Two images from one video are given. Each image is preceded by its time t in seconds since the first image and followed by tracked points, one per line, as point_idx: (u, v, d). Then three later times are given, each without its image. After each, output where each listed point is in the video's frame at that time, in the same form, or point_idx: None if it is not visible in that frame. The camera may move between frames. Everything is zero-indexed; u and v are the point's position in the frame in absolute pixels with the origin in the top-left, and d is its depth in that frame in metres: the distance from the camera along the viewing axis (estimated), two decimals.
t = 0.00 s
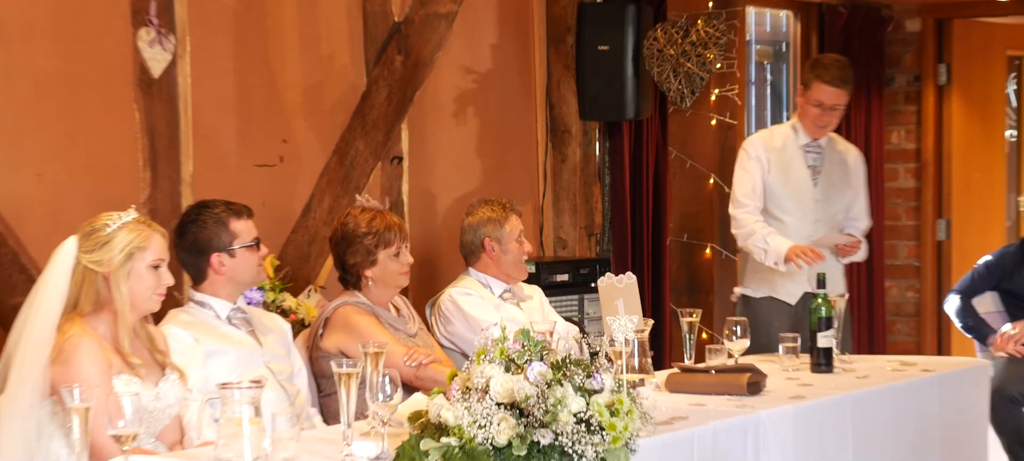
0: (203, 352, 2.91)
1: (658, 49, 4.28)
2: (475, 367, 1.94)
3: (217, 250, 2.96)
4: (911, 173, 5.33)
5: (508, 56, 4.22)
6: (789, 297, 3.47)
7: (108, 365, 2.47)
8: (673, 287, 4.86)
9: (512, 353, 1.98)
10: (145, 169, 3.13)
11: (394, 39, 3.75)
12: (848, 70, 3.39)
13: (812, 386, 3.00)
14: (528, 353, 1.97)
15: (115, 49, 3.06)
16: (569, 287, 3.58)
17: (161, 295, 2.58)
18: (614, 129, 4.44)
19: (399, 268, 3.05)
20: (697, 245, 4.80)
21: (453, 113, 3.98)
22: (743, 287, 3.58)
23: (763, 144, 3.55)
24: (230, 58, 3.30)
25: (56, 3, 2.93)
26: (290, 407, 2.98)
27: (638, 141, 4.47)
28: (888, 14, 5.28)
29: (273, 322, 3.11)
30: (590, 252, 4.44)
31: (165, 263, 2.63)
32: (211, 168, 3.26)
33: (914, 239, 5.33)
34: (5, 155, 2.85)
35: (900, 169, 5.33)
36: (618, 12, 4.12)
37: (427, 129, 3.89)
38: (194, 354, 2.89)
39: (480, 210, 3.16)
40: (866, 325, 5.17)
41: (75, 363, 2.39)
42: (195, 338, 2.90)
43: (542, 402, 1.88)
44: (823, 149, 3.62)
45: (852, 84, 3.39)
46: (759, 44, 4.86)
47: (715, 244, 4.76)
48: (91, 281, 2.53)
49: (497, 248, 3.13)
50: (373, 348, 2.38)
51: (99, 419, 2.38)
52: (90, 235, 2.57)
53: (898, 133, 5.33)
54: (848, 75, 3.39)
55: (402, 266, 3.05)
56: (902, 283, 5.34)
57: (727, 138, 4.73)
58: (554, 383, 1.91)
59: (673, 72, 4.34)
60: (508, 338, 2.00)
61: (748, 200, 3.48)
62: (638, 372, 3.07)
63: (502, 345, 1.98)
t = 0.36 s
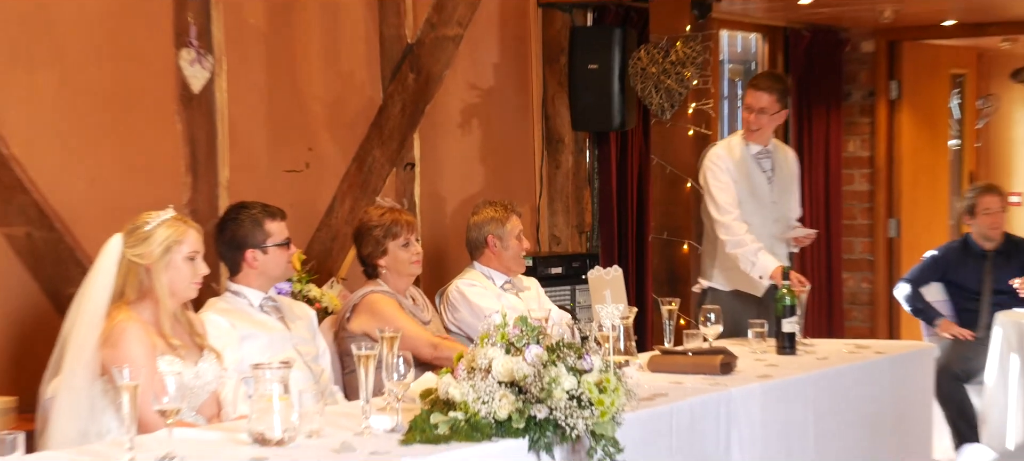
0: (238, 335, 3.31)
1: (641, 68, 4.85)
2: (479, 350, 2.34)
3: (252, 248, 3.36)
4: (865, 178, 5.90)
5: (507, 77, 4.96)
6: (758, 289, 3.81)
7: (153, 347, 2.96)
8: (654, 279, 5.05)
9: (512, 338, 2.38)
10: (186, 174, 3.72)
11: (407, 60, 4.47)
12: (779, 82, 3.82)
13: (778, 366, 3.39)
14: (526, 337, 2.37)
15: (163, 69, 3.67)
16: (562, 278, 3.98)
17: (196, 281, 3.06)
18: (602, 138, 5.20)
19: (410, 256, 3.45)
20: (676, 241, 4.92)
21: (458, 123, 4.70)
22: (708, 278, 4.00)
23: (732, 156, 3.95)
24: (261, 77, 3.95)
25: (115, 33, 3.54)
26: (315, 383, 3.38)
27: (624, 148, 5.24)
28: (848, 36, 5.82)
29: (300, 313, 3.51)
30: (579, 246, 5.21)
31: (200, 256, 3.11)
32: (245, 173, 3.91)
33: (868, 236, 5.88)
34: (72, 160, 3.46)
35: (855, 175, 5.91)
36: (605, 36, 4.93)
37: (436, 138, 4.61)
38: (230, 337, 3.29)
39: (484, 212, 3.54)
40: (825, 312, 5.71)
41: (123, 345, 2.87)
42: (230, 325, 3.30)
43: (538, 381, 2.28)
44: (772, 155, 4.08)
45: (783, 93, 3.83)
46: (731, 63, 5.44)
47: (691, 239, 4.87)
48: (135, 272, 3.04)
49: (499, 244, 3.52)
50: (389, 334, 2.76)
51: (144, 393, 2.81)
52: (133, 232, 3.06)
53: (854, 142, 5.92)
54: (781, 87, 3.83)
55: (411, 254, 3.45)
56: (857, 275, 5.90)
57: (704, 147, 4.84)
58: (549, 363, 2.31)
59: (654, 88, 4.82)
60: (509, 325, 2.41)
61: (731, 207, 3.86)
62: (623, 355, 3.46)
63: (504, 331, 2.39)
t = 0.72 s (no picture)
0: (262, 324, 3.63)
1: (630, 79, 5.23)
2: (482, 338, 2.67)
3: (277, 244, 3.69)
4: (834, 180, 6.72)
5: (509, 88, 5.44)
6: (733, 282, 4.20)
7: (186, 336, 3.29)
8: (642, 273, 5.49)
9: (513, 325, 2.71)
10: (215, 177, 4.09)
11: (416, 73, 4.89)
12: (753, 94, 4.16)
13: (755, 352, 3.72)
14: (525, 325, 2.69)
15: (194, 81, 4.02)
16: (559, 272, 4.32)
17: (225, 273, 3.41)
18: (594, 144, 5.68)
19: (427, 252, 3.76)
20: (661, 238, 5.40)
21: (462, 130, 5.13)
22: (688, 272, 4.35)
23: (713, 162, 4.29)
24: (281, 87, 4.32)
25: (151, 47, 3.89)
26: (333, 368, 3.70)
27: (614, 152, 5.71)
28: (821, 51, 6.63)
29: (319, 305, 3.82)
30: (575, 243, 5.74)
31: (227, 250, 3.45)
32: (268, 175, 4.28)
33: (838, 233, 6.69)
34: (112, 163, 3.81)
35: (825, 177, 6.71)
36: (597, 50, 5.41)
37: (443, 143, 5.03)
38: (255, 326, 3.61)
39: (486, 211, 3.88)
40: (797, 303, 6.42)
41: (156, 332, 3.22)
42: (254, 315, 3.62)
43: (537, 365, 2.60)
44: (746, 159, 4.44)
45: (755, 103, 4.17)
46: (712, 75, 6.05)
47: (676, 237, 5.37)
48: (170, 266, 3.37)
49: (500, 240, 3.86)
50: (399, 322, 3.10)
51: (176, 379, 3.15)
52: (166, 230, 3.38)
53: (825, 148, 6.72)
54: (754, 98, 4.16)
55: (428, 251, 3.76)
56: (828, 269, 6.72)
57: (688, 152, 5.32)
58: (546, 350, 2.63)
59: (642, 98, 5.19)
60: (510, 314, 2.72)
61: (711, 210, 4.19)
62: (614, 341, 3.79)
63: (504, 319, 2.72)
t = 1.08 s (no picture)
0: (281, 317, 3.94)
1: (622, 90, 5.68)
2: (486, 330, 2.93)
3: (291, 245, 3.99)
4: (809, 184, 7.15)
5: (511, 98, 5.85)
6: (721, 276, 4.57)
7: (212, 328, 3.59)
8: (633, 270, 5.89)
9: (515, 318, 2.98)
10: (239, 181, 4.45)
11: (425, 86, 5.31)
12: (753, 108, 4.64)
13: (738, 343, 4.03)
14: (525, 319, 2.97)
15: (220, 93, 4.38)
16: (556, 270, 4.64)
17: (250, 269, 3.76)
18: (589, 151, 6.11)
19: (422, 252, 4.06)
20: (651, 238, 5.83)
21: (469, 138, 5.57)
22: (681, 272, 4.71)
23: (689, 168, 4.78)
24: (300, 99, 4.69)
25: (181, 62, 4.25)
26: (347, 358, 4.03)
27: (608, 160, 6.16)
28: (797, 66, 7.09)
29: (335, 301, 4.13)
30: (571, 243, 6.13)
31: (250, 249, 3.79)
32: (288, 180, 4.65)
33: (813, 234, 7.14)
34: (145, 168, 4.14)
35: (802, 181, 7.16)
36: (592, 66, 5.86)
37: (448, 150, 5.44)
38: (275, 319, 3.92)
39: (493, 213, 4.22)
40: (776, 299, 6.84)
41: (184, 324, 3.52)
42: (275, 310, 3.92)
43: (536, 355, 2.88)
44: (730, 166, 4.86)
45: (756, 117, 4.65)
46: (697, 88, 6.46)
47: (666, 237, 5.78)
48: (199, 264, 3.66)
49: (500, 241, 4.18)
50: (409, 317, 3.40)
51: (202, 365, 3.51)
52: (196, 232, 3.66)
53: (802, 154, 7.17)
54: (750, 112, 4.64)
55: (427, 251, 4.06)
56: (804, 267, 7.15)
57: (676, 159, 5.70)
58: (544, 341, 2.91)
59: (634, 109, 5.66)
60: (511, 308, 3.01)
61: (677, 215, 4.72)
62: (607, 333, 4.11)
63: (506, 313, 2.99)
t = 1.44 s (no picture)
0: (298, 309, 4.26)
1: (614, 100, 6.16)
2: (489, 322, 3.13)
3: (300, 241, 4.33)
4: (786, 185, 7.80)
5: (511, 107, 6.37)
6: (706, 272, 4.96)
7: (234, 319, 3.87)
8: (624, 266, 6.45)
9: (515, 310, 3.18)
10: (259, 183, 4.82)
11: (432, 94, 5.78)
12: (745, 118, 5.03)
13: (721, 334, 4.35)
14: (524, 310, 3.17)
15: (242, 101, 4.75)
16: (553, 264, 5.00)
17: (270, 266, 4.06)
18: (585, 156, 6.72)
19: (432, 251, 4.37)
20: (642, 235, 6.36)
21: (471, 143, 6.04)
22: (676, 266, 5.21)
23: (680, 171, 5.28)
24: (315, 106, 5.08)
25: (205, 72, 4.60)
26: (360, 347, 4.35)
27: (603, 164, 6.76)
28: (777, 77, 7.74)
29: (348, 293, 4.46)
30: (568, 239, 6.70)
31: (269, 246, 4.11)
32: (303, 182, 5.03)
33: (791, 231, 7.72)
34: (172, 171, 4.48)
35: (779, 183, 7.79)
36: (587, 76, 6.43)
37: (454, 153, 5.93)
38: (292, 311, 4.23)
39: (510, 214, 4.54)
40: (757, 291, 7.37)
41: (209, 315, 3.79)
42: (292, 303, 4.23)
43: (534, 345, 3.08)
44: (722, 170, 5.26)
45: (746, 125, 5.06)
46: (684, 97, 6.93)
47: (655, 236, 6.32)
48: (223, 260, 3.96)
49: (514, 240, 4.50)
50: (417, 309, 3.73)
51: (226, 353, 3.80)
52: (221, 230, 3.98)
53: (781, 159, 7.81)
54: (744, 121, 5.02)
55: (436, 251, 4.37)
56: (783, 262, 7.78)
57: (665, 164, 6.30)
58: (542, 332, 3.11)
59: (625, 117, 6.14)
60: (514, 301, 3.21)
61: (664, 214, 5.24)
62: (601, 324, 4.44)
63: (507, 305, 3.20)
